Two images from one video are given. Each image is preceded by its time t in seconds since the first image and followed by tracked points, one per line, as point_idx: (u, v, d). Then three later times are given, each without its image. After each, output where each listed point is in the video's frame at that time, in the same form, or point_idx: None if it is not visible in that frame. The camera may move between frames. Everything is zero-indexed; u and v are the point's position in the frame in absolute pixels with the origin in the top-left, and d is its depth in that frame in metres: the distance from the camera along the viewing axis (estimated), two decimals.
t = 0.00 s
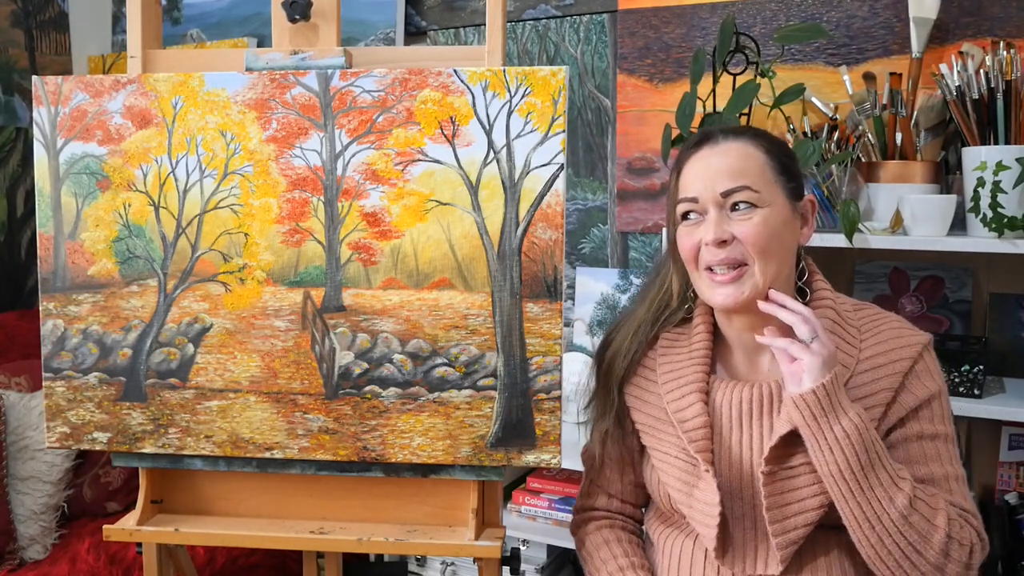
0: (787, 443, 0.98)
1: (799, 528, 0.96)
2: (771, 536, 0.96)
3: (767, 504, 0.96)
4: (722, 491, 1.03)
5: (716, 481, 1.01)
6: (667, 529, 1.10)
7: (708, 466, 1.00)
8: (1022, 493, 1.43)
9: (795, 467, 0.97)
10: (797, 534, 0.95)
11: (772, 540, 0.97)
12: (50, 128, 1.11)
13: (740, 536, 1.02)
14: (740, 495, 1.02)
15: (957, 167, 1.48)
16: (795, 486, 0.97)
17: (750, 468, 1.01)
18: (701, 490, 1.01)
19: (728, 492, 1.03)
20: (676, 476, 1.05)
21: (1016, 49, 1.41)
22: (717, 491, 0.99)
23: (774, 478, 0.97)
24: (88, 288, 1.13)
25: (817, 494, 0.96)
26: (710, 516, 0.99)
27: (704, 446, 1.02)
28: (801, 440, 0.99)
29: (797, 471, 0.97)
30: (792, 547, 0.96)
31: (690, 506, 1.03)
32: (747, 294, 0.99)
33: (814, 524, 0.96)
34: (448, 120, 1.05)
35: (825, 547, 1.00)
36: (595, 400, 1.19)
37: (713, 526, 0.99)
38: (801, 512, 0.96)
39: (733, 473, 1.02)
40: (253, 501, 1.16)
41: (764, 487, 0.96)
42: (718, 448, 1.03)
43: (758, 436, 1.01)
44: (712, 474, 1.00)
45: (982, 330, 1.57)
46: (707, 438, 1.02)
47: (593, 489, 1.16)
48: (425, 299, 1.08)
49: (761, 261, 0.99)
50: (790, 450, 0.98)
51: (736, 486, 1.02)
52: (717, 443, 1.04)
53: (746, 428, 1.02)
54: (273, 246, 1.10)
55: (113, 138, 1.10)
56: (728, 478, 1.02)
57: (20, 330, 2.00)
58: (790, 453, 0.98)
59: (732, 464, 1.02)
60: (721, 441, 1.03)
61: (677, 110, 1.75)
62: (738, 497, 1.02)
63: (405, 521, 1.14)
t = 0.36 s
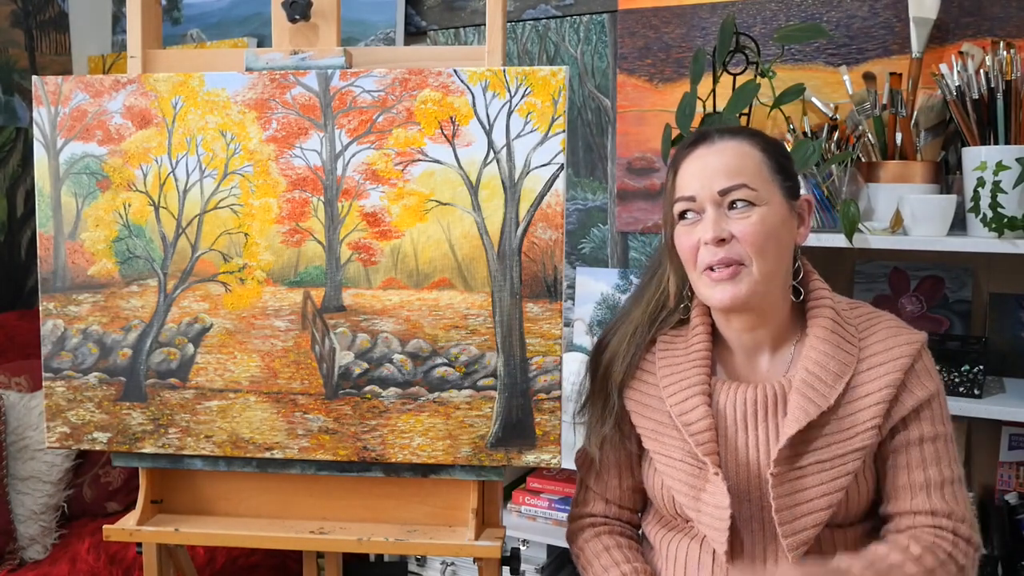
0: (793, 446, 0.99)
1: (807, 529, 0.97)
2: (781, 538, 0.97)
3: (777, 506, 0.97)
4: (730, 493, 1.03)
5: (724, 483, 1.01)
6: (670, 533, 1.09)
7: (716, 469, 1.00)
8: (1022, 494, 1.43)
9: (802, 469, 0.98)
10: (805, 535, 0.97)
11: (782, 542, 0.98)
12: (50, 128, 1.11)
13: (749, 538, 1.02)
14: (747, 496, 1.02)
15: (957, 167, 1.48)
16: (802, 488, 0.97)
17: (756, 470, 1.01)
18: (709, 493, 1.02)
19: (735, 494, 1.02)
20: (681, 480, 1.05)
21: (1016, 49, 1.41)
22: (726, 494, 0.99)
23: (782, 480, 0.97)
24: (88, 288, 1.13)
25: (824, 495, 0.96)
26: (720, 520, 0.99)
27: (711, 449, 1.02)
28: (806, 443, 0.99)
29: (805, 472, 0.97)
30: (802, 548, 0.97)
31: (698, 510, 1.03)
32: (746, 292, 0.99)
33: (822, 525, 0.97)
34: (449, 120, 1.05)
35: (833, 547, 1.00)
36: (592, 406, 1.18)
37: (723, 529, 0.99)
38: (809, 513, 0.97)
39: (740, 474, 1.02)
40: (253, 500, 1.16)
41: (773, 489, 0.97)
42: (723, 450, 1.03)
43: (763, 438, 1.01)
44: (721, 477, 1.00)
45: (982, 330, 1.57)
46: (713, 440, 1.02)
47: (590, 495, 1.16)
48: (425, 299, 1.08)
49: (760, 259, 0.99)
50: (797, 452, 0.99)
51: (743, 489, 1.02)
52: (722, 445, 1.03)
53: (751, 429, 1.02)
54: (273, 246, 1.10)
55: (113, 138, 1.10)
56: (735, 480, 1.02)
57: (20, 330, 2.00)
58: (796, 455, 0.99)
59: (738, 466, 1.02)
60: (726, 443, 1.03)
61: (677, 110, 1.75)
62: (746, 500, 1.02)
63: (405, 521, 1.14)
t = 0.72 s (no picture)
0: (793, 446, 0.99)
1: (808, 530, 0.96)
2: (782, 539, 0.96)
3: (777, 507, 0.96)
4: (732, 495, 1.02)
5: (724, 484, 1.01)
6: (671, 534, 1.10)
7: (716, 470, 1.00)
8: (1022, 493, 1.42)
9: (803, 470, 0.97)
10: (807, 536, 0.96)
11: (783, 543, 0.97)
12: (50, 128, 1.11)
13: (749, 538, 1.02)
14: (748, 497, 1.02)
15: (957, 167, 1.48)
16: (802, 488, 0.97)
17: (758, 471, 1.00)
18: (709, 494, 1.01)
19: (737, 495, 1.02)
20: (682, 482, 1.05)
21: (1016, 49, 1.41)
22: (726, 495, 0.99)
23: (783, 481, 0.97)
24: (88, 288, 1.13)
25: (825, 496, 0.96)
26: (721, 522, 0.99)
27: (712, 451, 1.02)
28: (806, 444, 0.99)
29: (806, 473, 0.97)
30: (804, 549, 0.96)
31: (698, 511, 1.03)
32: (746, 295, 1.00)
33: (822, 526, 0.96)
34: (448, 120, 1.05)
35: (835, 548, 1.00)
36: (592, 408, 1.18)
37: (723, 530, 0.99)
38: (811, 513, 0.96)
39: (741, 475, 1.02)
40: (253, 500, 1.16)
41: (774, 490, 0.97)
42: (724, 452, 1.03)
43: (764, 439, 1.01)
44: (721, 478, 1.00)
45: (982, 330, 1.57)
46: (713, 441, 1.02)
47: (590, 496, 1.16)
48: (425, 299, 1.08)
49: (759, 263, 0.99)
50: (796, 452, 0.99)
51: (743, 489, 1.02)
52: (723, 446, 1.03)
53: (752, 430, 1.02)
54: (273, 246, 1.10)
55: (113, 138, 1.10)
56: (736, 481, 1.02)
57: (20, 330, 2.00)
58: (796, 455, 0.99)
59: (738, 466, 1.02)
60: (727, 444, 1.03)
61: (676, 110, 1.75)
62: (747, 501, 1.02)
63: (405, 521, 1.14)
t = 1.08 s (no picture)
0: (790, 444, 0.99)
1: (802, 529, 0.96)
2: (776, 537, 0.97)
3: (771, 504, 0.97)
4: (729, 492, 1.03)
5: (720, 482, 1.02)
6: (671, 530, 1.10)
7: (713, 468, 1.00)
8: (1022, 493, 1.42)
9: (799, 468, 0.98)
10: (801, 534, 0.96)
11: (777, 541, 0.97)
12: (51, 128, 1.11)
13: (745, 536, 1.02)
14: (745, 494, 1.02)
15: (957, 167, 1.48)
16: (798, 487, 0.97)
17: (756, 468, 1.01)
18: (706, 491, 1.02)
19: (734, 493, 1.03)
20: (680, 478, 1.05)
21: (1016, 49, 1.41)
22: (722, 492, 1.00)
23: (778, 480, 0.98)
24: (88, 288, 1.13)
25: (820, 495, 0.96)
26: (716, 518, 1.00)
27: (709, 448, 1.02)
28: (802, 443, 0.99)
29: (802, 472, 0.97)
30: (798, 547, 0.96)
31: (694, 507, 1.03)
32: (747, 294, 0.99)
33: (818, 526, 0.96)
34: (449, 120, 1.05)
35: (830, 547, 1.00)
36: (597, 403, 1.18)
37: (718, 527, 0.99)
38: (805, 512, 0.96)
39: (738, 472, 1.02)
40: (253, 501, 1.16)
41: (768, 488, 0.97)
42: (722, 449, 1.03)
43: (762, 437, 1.01)
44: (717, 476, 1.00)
45: (982, 330, 1.57)
46: (711, 438, 1.02)
47: (595, 491, 1.16)
48: (425, 299, 1.08)
49: (760, 262, 0.99)
50: (793, 451, 0.99)
51: (740, 487, 1.02)
52: (722, 444, 1.04)
53: (751, 428, 1.02)
54: (273, 246, 1.10)
55: (113, 138, 1.10)
56: (733, 478, 1.02)
57: (20, 330, 2.00)
58: (792, 454, 0.99)
59: (736, 464, 1.02)
60: (725, 442, 1.03)
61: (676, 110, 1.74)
62: (744, 498, 1.02)
63: (405, 521, 1.14)
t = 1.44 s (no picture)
0: (781, 442, 0.99)
1: (789, 527, 0.96)
2: (762, 534, 0.97)
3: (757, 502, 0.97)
4: (719, 489, 1.04)
5: (710, 479, 1.02)
6: (670, 525, 1.10)
7: (703, 464, 1.01)
8: (1022, 493, 1.42)
9: (787, 467, 0.98)
10: (787, 533, 0.96)
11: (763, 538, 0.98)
12: (50, 128, 1.11)
13: (734, 533, 1.03)
14: (736, 492, 1.03)
15: (957, 167, 1.48)
16: (786, 486, 0.98)
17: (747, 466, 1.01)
18: (697, 487, 1.02)
19: (724, 490, 1.03)
20: (673, 473, 1.06)
21: (1017, 49, 1.41)
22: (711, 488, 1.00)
23: (765, 478, 0.98)
24: (88, 288, 1.13)
25: (807, 495, 0.96)
26: (704, 514, 1.00)
27: (700, 445, 1.03)
28: (790, 442, 0.99)
29: (789, 471, 0.98)
30: (784, 545, 0.97)
31: (685, 503, 1.04)
32: (746, 300, 1.00)
33: (805, 525, 0.96)
34: (449, 120, 1.05)
35: (820, 545, 1.00)
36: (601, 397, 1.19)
37: (706, 522, 1.00)
38: (791, 511, 0.96)
39: (729, 470, 1.03)
40: (253, 501, 1.16)
41: (755, 485, 0.98)
42: (715, 447, 1.04)
43: (753, 435, 1.01)
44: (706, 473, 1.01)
45: (982, 330, 1.57)
46: (704, 435, 1.03)
47: (600, 485, 1.16)
48: (425, 299, 1.08)
49: (761, 269, 0.99)
50: (783, 450, 0.99)
51: (732, 485, 1.03)
52: (715, 441, 1.04)
53: (744, 427, 1.02)
54: (273, 246, 1.09)
55: (113, 137, 1.10)
56: (724, 476, 1.03)
57: (20, 330, 2.00)
58: (782, 452, 0.99)
59: (728, 462, 1.03)
60: (718, 439, 1.04)
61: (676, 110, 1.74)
62: (734, 495, 1.03)
63: (405, 521, 1.14)
